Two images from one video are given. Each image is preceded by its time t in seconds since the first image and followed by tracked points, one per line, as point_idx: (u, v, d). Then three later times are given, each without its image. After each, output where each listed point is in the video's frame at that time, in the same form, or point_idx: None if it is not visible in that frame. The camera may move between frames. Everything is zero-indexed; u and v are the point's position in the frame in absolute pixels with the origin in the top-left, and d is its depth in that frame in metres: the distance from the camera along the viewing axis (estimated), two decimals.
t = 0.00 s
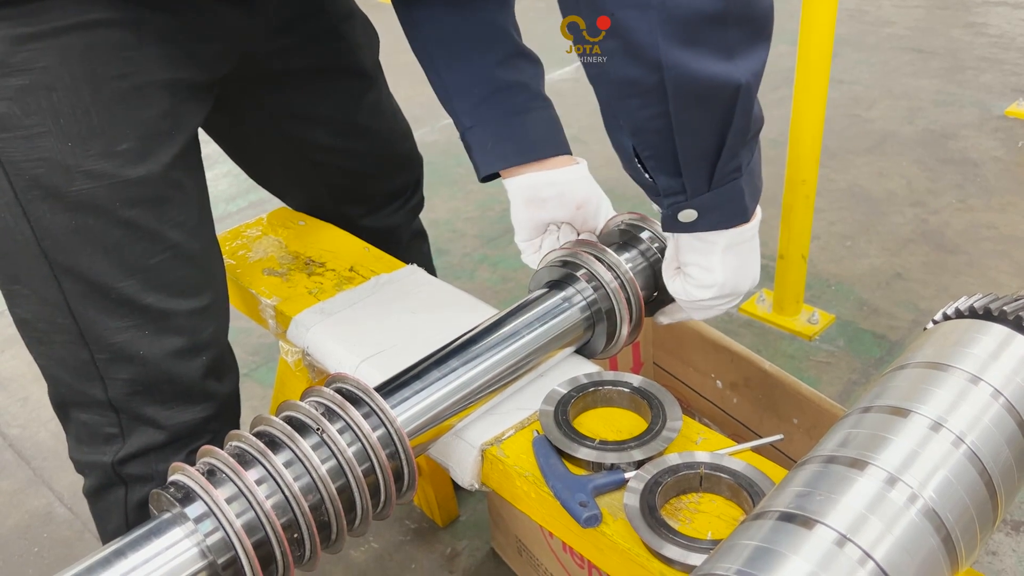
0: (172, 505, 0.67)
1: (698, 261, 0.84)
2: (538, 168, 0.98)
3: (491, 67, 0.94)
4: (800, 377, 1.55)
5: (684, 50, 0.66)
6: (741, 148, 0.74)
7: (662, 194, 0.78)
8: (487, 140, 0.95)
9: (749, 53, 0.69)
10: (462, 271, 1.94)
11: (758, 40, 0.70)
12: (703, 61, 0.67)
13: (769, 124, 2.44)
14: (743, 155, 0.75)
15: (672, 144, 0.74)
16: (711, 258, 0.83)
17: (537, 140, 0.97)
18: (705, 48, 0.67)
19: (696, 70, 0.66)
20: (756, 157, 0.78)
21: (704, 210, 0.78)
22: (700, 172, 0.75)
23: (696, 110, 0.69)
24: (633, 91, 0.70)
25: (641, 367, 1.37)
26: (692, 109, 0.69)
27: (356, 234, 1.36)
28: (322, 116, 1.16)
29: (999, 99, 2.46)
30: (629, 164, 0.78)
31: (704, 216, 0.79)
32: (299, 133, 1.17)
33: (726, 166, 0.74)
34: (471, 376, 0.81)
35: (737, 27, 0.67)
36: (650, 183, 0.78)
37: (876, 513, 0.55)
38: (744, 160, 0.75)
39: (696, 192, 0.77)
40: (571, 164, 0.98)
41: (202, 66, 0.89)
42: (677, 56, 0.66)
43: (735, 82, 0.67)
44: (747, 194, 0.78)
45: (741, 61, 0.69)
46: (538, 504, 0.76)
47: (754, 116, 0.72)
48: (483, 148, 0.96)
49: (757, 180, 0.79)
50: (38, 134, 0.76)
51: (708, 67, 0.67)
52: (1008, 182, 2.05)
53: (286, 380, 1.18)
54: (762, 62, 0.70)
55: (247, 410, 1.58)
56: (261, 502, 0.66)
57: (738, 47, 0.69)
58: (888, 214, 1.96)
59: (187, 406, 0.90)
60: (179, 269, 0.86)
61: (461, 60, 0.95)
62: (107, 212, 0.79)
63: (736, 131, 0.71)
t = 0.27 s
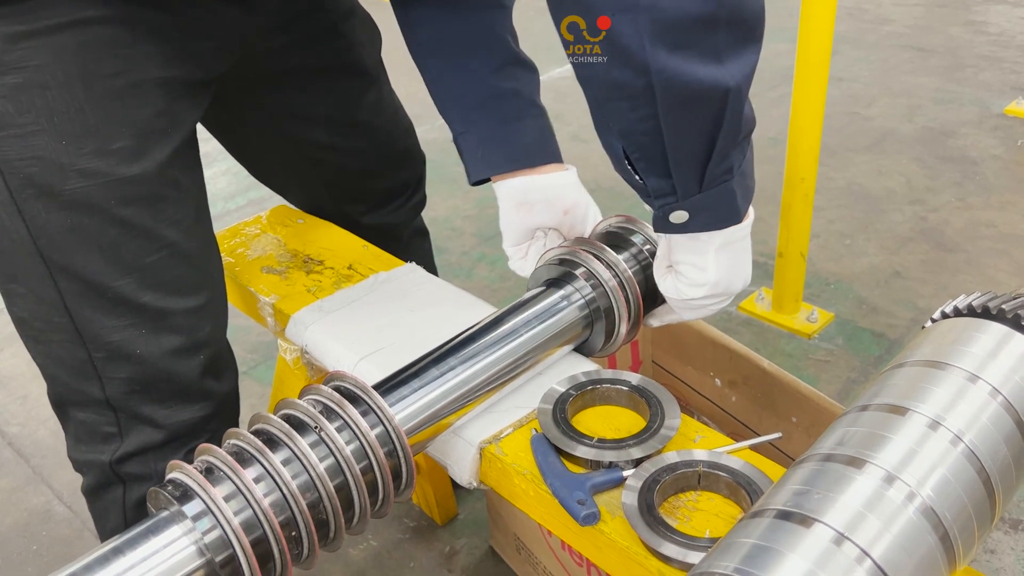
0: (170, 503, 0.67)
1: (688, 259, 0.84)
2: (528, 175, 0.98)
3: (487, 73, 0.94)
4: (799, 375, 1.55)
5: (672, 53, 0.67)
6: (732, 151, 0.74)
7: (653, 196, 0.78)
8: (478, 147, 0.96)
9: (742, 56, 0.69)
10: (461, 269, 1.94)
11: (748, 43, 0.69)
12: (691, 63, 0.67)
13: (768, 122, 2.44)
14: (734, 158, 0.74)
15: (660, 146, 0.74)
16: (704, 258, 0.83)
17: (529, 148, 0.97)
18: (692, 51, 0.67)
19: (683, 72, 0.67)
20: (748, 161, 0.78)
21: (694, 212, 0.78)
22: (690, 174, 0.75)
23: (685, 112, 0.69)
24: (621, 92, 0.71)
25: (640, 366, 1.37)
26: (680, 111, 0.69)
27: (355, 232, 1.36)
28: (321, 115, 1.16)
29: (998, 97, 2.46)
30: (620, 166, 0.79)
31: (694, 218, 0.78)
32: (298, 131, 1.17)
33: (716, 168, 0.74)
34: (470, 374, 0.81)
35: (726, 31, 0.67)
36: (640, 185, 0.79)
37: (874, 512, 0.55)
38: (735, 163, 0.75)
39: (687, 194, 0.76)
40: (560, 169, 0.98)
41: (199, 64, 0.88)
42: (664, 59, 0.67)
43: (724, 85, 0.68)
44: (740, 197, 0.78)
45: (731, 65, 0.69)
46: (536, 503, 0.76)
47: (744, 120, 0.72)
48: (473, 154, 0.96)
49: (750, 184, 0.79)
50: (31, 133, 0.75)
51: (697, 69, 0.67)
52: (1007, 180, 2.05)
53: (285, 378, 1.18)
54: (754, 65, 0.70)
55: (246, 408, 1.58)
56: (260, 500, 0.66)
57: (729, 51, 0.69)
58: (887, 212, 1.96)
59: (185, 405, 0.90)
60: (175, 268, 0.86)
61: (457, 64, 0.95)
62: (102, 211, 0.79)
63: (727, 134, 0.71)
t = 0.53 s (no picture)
0: (170, 500, 0.67)
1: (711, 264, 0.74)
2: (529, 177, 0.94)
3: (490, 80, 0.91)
4: (798, 373, 1.55)
5: (623, 63, 0.59)
6: (721, 166, 0.64)
7: (639, 216, 0.70)
8: (481, 151, 0.93)
9: (720, 61, 0.59)
10: (461, 267, 1.95)
11: (728, 48, 0.59)
12: (648, 75, 0.59)
13: (768, 120, 2.44)
14: (726, 173, 0.65)
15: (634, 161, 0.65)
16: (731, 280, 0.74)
17: (532, 153, 0.93)
18: (650, 61, 0.59)
19: (632, 84, 0.59)
20: (750, 171, 0.67)
21: (690, 234, 0.67)
22: (673, 191, 0.66)
23: (649, 125, 0.61)
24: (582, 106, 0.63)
25: (639, 364, 1.37)
26: (643, 125, 0.61)
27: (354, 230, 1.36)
28: (322, 114, 1.16)
29: (998, 95, 2.46)
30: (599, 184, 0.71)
31: (694, 240, 0.68)
32: (299, 130, 1.17)
33: (706, 187, 0.65)
34: (469, 371, 0.81)
35: (687, 36, 0.57)
36: (623, 206, 0.70)
37: (873, 509, 0.55)
38: (728, 179, 0.65)
39: (674, 215, 0.67)
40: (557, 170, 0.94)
41: (195, 63, 0.88)
42: (613, 70, 0.59)
43: (691, 95, 0.58)
44: (743, 217, 0.68)
45: (701, 73, 0.59)
46: (535, 500, 0.76)
47: (730, 133, 0.62)
48: (474, 158, 0.93)
49: (756, 197, 0.69)
50: (22, 132, 0.76)
51: (656, 80, 0.59)
52: (1006, 178, 2.05)
53: (285, 376, 1.18)
54: (734, 72, 0.60)
55: (246, 406, 1.58)
56: (259, 497, 0.66)
57: (699, 57, 0.59)
58: (886, 210, 1.96)
59: (179, 403, 0.90)
60: (167, 267, 0.86)
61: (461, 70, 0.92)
62: (94, 210, 0.79)
63: (706, 150, 0.62)
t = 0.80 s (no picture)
0: (169, 499, 0.67)
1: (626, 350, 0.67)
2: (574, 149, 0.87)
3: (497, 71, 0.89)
4: (798, 371, 1.56)
5: (516, 82, 0.52)
6: (614, 230, 0.59)
7: (520, 278, 0.62)
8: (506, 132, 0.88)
9: (615, 110, 0.55)
10: (460, 265, 1.94)
11: (632, 94, 0.55)
12: (543, 103, 0.52)
13: (767, 118, 2.44)
14: (621, 242, 0.60)
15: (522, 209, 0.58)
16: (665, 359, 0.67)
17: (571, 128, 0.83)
18: (545, 88, 0.53)
19: (523, 109, 0.52)
20: (646, 247, 0.62)
21: (579, 305, 0.61)
22: (564, 247, 0.59)
23: (541, 163, 0.55)
24: (463, 132, 0.56)
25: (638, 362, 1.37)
26: (534, 161, 0.54)
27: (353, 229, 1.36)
28: (322, 113, 1.16)
29: (997, 93, 2.46)
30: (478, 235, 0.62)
31: (581, 313, 0.61)
32: (299, 129, 1.17)
33: (598, 253, 0.59)
34: (468, 370, 0.81)
35: (585, 68, 0.53)
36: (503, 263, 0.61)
37: (872, 507, 0.55)
38: (624, 249, 0.60)
39: (563, 279, 0.60)
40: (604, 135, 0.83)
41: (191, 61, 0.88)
42: (507, 89, 0.52)
43: (586, 137, 0.53)
44: (638, 291, 0.62)
45: (594, 115, 0.54)
46: (534, 498, 0.76)
47: (623, 196, 0.57)
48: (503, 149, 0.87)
49: (651, 278, 0.63)
50: (13, 132, 0.75)
51: (551, 110, 0.53)
52: (1005, 176, 2.05)
53: (284, 374, 1.18)
54: (634, 125, 0.55)
55: (245, 404, 1.58)
56: (258, 495, 0.66)
57: (597, 99, 0.54)
58: (886, 208, 1.96)
59: (176, 405, 0.90)
60: (163, 268, 0.86)
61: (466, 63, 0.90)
62: (86, 211, 0.79)
63: (600, 208, 0.57)
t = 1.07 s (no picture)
0: (168, 499, 0.67)
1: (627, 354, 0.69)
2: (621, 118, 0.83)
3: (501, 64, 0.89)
4: (797, 370, 1.56)
5: (497, 109, 0.51)
6: (608, 243, 0.58)
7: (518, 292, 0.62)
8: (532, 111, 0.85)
9: (602, 128, 0.54)
10: (460, 264, 1.94)
11: (615, 111, 0.55)
12: (525, 129, 0.52)
13: (767, 116, 2.43)
14: (616, 252, 0.59)
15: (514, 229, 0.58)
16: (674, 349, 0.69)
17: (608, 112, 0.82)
18: (527, 113, 0.52)
19: (507, 137, 0.51)
20: (643, 252, 0.62)
21: (575, 317, 0.61)
22: (557, 264, 0.59)
23: (529, 186, 0.54)
24: (451, 157, 0.54)
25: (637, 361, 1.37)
26: (521, 185, 0.54)
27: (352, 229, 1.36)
28: (320, 114, 1.16)
29: (997, 91, 2.46)
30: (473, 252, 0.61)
31: (578, 325, 0.62)
32: (297, 131, 1.17)
33: (594, 265, 0.59)
34: (467, 369, 0.81)
35: (567, 90, 0.52)
36: (498, 277, 0.62)
37: (871, 507, 0.55)
38: (619, 259, 0.59)
39: (558, 291, 0.60)
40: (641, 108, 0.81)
41: (184, 62, 0.87)
42: (487, 116, 0.51)
43: (571, 158, 0.53)
44: (634, 300, 0.62)
45: (582, 135, 0.53)
46: (533, 498, 0.76)
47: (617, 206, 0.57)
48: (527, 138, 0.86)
49: (649, 286, 0.63)
50: None
51: (537, 135, 0.52)
52: (1005, 174, 2.05)
53: (282, 374, 1.18)
54: (621, 141, 0.55)
55: (244, 403, 1.58)
56: (257, 496, 0.66)
57: (583, 118, 0.54)
58: (885, 207, 1.96)
59: (166, 408, 0.90)
60: (151, 272, 0.86)
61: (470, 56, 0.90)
62: (74, 214, 0.78)
63: (591, 223, 0.56)
